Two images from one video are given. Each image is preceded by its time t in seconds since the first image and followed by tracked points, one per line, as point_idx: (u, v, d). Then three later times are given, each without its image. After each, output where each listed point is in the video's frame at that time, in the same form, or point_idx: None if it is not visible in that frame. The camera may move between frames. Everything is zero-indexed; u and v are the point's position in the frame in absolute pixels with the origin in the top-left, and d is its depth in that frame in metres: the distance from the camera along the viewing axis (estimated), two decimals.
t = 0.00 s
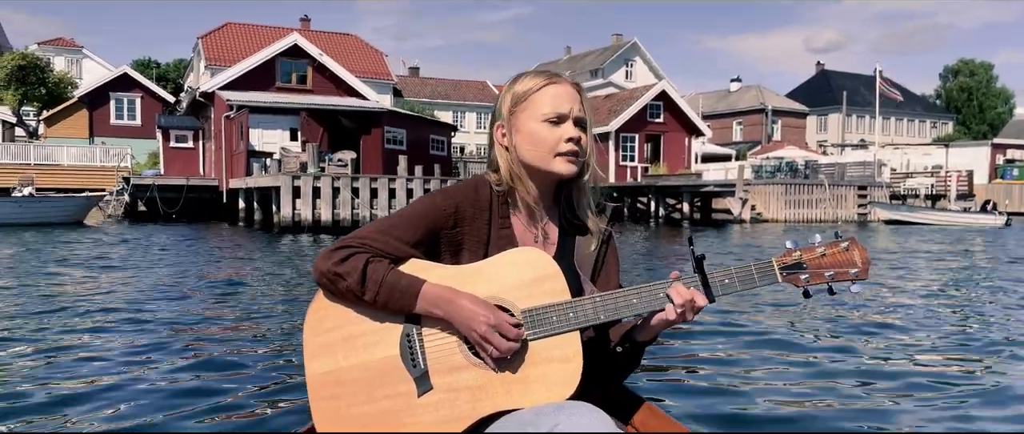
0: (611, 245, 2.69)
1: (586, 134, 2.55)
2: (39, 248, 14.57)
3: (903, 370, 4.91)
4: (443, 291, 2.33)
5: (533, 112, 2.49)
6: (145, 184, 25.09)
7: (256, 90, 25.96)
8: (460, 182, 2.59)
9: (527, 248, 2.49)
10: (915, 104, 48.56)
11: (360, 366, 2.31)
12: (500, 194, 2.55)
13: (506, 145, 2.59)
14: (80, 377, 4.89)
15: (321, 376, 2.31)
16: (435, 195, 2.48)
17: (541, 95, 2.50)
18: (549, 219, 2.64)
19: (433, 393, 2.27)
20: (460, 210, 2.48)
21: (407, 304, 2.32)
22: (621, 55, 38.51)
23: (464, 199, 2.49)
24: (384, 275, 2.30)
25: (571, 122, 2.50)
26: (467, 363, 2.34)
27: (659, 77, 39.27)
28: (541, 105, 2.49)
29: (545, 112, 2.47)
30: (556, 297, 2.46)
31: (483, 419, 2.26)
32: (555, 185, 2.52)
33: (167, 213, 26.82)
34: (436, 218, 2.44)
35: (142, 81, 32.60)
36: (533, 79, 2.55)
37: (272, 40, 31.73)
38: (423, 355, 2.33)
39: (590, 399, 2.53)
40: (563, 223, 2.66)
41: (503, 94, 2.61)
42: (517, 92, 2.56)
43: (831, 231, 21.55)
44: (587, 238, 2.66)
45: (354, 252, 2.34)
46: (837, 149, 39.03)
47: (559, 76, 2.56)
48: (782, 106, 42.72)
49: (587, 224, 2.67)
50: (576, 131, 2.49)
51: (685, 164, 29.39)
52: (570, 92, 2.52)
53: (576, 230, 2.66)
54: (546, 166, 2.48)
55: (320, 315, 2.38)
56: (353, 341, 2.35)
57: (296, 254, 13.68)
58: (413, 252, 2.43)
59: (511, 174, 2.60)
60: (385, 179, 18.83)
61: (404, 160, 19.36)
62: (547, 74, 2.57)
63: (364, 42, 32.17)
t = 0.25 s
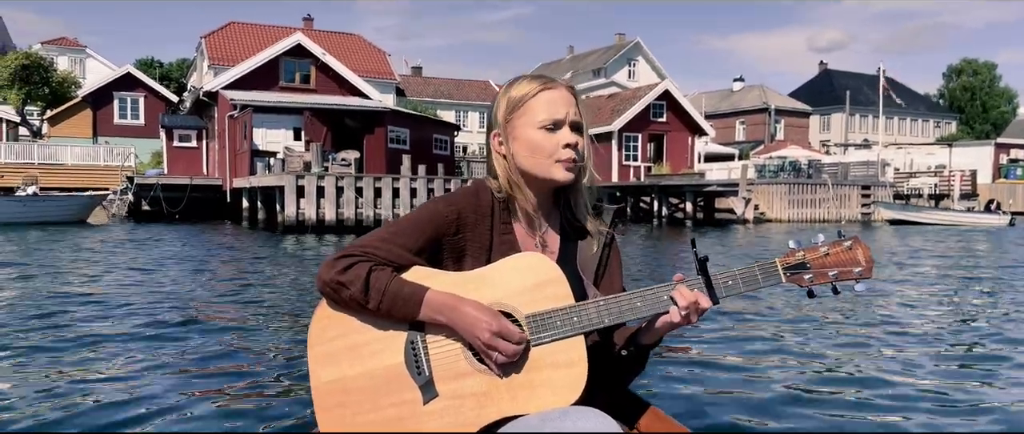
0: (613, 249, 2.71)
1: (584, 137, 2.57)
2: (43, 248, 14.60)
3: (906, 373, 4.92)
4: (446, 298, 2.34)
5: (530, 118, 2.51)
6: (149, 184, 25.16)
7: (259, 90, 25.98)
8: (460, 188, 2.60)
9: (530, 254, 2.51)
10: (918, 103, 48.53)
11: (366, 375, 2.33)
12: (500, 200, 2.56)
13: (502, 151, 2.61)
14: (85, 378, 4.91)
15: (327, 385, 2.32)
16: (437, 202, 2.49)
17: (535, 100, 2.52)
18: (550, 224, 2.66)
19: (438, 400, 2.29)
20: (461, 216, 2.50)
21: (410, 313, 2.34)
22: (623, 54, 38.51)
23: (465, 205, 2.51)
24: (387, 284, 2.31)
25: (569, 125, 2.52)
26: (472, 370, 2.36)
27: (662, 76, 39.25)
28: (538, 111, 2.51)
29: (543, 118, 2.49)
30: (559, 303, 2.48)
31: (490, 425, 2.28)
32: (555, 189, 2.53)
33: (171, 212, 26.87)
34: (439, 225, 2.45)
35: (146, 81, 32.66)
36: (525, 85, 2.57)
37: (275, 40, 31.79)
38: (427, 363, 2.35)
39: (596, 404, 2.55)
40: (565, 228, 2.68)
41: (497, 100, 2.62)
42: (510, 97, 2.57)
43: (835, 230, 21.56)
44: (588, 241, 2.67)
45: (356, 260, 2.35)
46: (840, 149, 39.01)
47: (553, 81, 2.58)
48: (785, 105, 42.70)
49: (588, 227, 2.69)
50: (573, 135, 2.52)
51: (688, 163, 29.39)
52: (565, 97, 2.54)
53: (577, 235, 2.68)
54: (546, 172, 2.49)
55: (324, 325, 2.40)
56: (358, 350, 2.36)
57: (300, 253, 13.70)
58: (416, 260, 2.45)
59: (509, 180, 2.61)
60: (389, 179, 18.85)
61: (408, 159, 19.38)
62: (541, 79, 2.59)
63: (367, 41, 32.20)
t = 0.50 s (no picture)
0: (617, 258, 2.71)
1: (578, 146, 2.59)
2: (48, 249, 14.65)
3: (909, 372, 4.93)
4: (449, 308, 2.36)
5: (523, 128, 2.52)
6: (153, 185, 25.23)
7: (262, 91, 26.03)
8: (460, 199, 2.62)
9: (532, 264, 2.52)
10: (922, 101, 48.44)
11: (369, 384, 2.35)
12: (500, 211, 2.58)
13: (499, 162, 2.63)
14: (91, 380, 4.93)
15: (331, 396, 2.34)
16: (439, 212, 2.51)
17: (530, 109, 2.53)
18: (552, 234, 2.67)
19: (442, 411, 2.31)
20: (463, 226, 2.52)
21: (413, 322, 2.35)
22: (626, 53, 38.48)
23: (467, 216, 2.53)
24: (390, 294, 2.33)
25: (561, 135, 2.53)
26: (476, 380, 2.38)
27: (664, 75, 39.22)
28: (529, 121, 2.52)
29: (535, 128, 2.51)
30: (563, 312, 2.49)
31: None
32: (553, 200, 2.55)
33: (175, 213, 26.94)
34: (441, 235, 2.47)
35: (149, 82, 32.73)
36: (521, 94, 2.59)
37: (277, 41, 31.83)
38: (431, 373, 2.37)
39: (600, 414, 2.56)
40: (567, 239, 2.69)
41: (493, 109, 2.65)
42: (506, 106, 2.59)
43: (838, 229, 21.58)
44: (590, 251, 2.68)
45: (359, 270, 2.38)
46: (843, 148, 38.95)
47: (546, 89, 2.60)
48: (788, 104, 42.64)
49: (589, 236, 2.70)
50: (564, 144, 2.53)
51: (691, 162, 29.36)
52: (559, 106, 2.55)
53: (579, 246, 2.69)
54: (542, 183, 2.51)
55: (327, 335, 2.42)
56: (362, 360, 2.38)
57: (303, 254, 13.73)
58: (418, 269, 2.47)
59: (507, 190, 2.63)
60: (391, 179, 18.89)
61: (411, 160, 19.41)
62: (534, 88, 2.61)
63: (369, 42, 32.23)
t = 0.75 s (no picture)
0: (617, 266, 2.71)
1: (580, 155, 2.58)
2: (50, 251, 14.67)
3: (912, 373, 4.91)
4: (450, 312, 2.36)
5: (525, 135, 2.52)
6: (156, 186, 25.27)
7: (264, 92, 26.04)
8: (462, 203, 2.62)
9: (533, 269, 2.52)
10: (924, 100, 48.34)
11: (369, 385, 2.34)
12: (502, 215, 2.58)
13: (501, 167, 2.62)
14: (94, 380, 4.93)
15: (329, 396, 2.34)
16: (441, 216, 2.52)
17: (531, 117, 2.52)
18: (553, 242, 2.67)
19: (440, 414, 2.32)
20: (466, 230, 2.52)
21: (414, 325, 2.35)
22: (628, 53, 38.45)
23: (469, 219, 2.53)
24: (392, 296, 2.33)
25: (561, 144, 2.53)
26: (475, 384, 2.38)
27: (666, 75, 39.20)
28: (531, 128, 2.51)
29: (538, 135, 2.50)
30: (564, 318, 2.49)
31: None
32: (554, 208, 2.55)
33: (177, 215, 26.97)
34: (444, 239, 2.48)
35: (152, 84, 32.79)
36: (522, 100, 2.58)
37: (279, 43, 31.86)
38: (431, 376, 2.37)
39: (599, 422, 2.55)
40: (569, 248, 2.68)
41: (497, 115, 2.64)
42: (507, 111, 2.59)
43: (841, 229, 21.55)
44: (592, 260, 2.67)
45: (362, 271, 2.38)
46: (846, 147, 38.88)
47: (551, 97, 2.59)
48: (790, 103, 42.58)
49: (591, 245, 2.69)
50: (561, 153, 2.52)
51: (693, 162, 29.33)
52: (563, 113, 2.55)
53: (580, 253, 2.68)
54: (542, 191, 2.51)
55: (328, 333, 2.41)
56: (363, 360, 2.37)
57: (305, 256, 13.73)
58: (420, 272, 2.47)
59: (509, 195, 2.62)
60: (394, 181, 18.87)
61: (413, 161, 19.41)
62: (539, 95, 2.60)
63: (371, 42, 32.25)
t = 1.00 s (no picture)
0: (620, 265, 2.70)
1: (590, 158, 2.57)
2: (53, 251, 14.69)
3: (914, 375, 4.89)
4: (452, 307, 2.36)
5: (537, 133, 2.51)
6: (158, 187, 25.30)
7: (267, 92, 26.07)
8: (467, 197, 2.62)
9: (536, 266, 2.51)
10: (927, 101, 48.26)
11: (369, 378, 2.34)
12: (508, 210, 2.57)
13: (511, 163, 2.61)
14: (93, 381, 4.93)
15: (328, 388, 2.33)
16: (445, 209, 2.51)
17: (549, 118, 2.51)
18: (556, 239, 2.66)
19: (439, 408, 2.32)
20: (469, 225, 2.51)
21: (415, 318, 2.36)
22: (630, 53, 38.44)
23: (473, 214, 2.52)
24: (393, 289, 2.33)
25: (574, 145, 2.51)
26: (474, 378, 2.38)
27: (669, 76, 39.16)
28: (544, 127, 2.50)
29: (549, 135, 2.49)
30: (565, 315, 2.49)
31: None
32: (560, 206, 2.54)
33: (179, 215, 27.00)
34: (446, 233, 2.47)
35: (154, 84, 32.85)
36: (540, 99, 2.56)
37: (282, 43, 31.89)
38: (430, 369, 2.37)
39: (598, 418, 2.54)
40: (571, 246, 2.67)
41: (511, 111, 2.62)
42: (524, 110, 2.56)
43: (843, 230, 21.50)
44: (598, 259, 2.66)
45: (364, 264, 2.37)
46: (848, 148, 38.84)
47: (567, 98, 2.57)
48: (793, 103, 42.53)
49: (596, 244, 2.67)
50: (575, 154, 2.51)
51: (695, 163, 29.31)
52: (575, 114, 2.53)
53: (584, 251, 2.68)
54: (549, 190, 2.50)
55: (328, 324, 2.40)
56: (362, 353, 2.37)
57: (306, 256, 13.74)
58: (422, 265, 2.46)
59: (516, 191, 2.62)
60: (395, 181, 18.85)
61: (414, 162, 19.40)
62: (553, 93, 2.58)
63: (373, 43, 32.27)
